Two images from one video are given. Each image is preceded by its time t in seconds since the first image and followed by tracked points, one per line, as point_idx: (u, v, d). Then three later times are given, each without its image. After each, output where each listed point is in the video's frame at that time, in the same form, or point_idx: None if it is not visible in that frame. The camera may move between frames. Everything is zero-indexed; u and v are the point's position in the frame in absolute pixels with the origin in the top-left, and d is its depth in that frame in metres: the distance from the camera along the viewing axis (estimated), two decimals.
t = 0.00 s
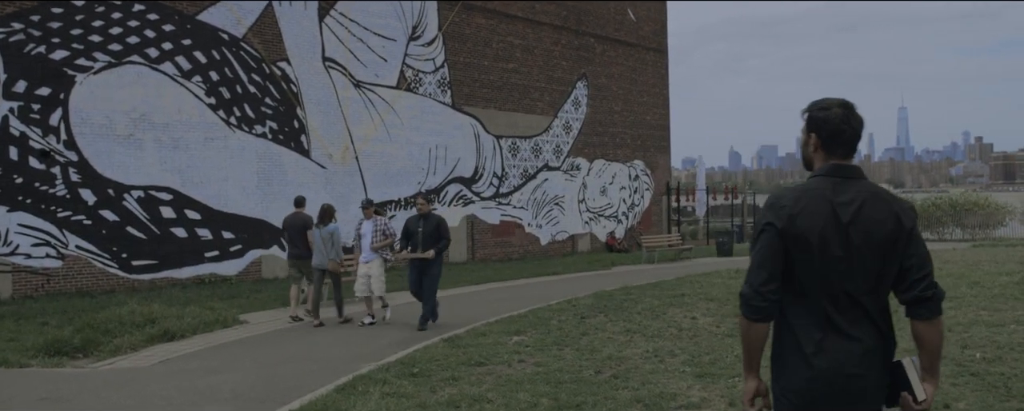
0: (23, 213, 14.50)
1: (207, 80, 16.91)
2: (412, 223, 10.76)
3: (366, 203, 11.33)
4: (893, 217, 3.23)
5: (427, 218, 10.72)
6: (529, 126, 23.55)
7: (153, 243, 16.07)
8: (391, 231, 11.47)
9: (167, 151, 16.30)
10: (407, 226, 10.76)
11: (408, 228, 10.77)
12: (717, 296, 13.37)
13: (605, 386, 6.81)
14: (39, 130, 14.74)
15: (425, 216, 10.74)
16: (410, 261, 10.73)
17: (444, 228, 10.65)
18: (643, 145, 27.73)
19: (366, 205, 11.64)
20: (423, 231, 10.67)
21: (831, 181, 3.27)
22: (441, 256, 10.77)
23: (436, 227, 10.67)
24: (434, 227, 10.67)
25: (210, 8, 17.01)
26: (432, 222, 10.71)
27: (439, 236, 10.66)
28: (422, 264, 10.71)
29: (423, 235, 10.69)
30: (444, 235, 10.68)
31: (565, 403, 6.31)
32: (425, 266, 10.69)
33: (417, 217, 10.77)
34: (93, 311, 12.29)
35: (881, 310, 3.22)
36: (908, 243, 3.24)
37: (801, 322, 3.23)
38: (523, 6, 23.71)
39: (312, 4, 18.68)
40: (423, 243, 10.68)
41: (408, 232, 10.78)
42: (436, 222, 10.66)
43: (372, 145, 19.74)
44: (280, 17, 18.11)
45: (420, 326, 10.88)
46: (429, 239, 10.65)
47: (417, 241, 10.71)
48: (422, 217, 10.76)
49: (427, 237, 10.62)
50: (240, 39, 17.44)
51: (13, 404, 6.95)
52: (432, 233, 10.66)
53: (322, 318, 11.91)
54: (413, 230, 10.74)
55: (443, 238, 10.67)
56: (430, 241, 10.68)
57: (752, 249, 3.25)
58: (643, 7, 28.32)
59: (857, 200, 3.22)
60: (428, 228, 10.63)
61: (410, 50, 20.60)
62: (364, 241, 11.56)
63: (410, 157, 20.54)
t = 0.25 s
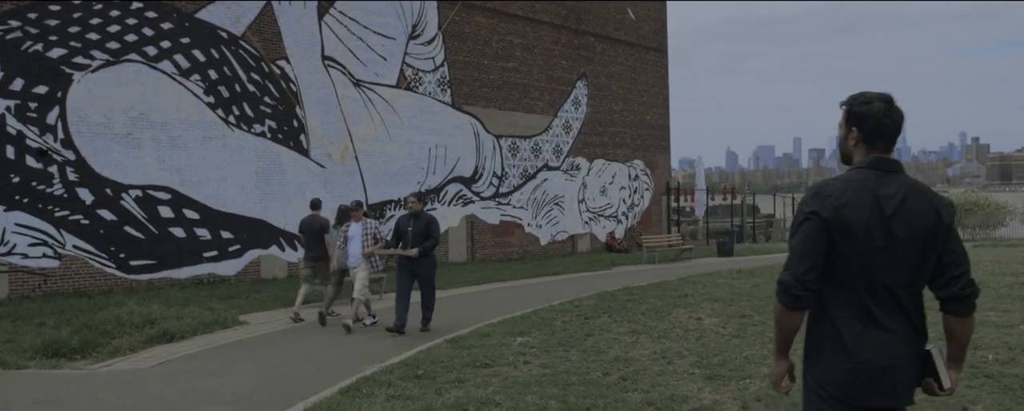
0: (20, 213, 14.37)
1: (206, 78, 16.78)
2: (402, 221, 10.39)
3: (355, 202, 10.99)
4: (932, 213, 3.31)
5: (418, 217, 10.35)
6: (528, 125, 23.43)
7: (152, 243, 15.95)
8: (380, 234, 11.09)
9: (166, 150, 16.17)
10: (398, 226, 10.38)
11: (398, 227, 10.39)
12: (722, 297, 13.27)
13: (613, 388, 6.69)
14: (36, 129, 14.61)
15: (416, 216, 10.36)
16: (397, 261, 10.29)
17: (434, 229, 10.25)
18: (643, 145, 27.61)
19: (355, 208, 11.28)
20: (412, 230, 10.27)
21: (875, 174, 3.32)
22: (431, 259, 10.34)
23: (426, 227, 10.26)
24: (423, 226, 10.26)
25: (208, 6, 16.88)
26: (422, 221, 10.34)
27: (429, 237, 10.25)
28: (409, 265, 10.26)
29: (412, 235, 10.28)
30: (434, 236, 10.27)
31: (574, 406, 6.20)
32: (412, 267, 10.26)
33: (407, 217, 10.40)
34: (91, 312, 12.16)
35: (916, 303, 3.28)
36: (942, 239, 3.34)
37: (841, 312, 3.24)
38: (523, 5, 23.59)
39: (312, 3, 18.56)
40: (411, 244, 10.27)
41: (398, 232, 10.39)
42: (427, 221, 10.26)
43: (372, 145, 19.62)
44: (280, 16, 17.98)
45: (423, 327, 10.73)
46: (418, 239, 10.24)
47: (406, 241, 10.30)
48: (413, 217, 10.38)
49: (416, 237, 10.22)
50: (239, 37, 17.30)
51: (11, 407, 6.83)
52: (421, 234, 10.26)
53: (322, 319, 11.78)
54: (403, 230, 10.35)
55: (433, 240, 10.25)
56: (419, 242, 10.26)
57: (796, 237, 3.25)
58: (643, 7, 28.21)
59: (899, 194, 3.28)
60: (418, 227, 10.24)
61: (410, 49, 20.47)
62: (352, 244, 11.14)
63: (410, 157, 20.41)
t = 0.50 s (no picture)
0: (20, 212, 14.25)
1: (207, 77, 16.66)
2: (392, 222, 10.22)
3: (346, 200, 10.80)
4: (968, 208, 3.28)
5: (407, 218, 10.19)
6: (530, 125, 23.31)
7: (152, 242, 15.84)
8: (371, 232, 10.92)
9: (167, 149, 16.06)
10: (387, 227, 10.21)
11: (387, 229, 10.22)
12: (727, 297, 13.17)
13: (624, 390, 6.57)
14: (36, 127, 14.50)
15: (406, 216, 10.21)
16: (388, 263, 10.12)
17: (425, 230, 10.11)
18: (645, 144, 27.51)
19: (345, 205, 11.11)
20: (402, 232, 10.11)
21: (917, 168, 3.24)
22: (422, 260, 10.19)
23: (416, 227, 10.10)
24: (414, 227, 10.10)
25: (209, 4, 16.76)
26: (412, 221, 10.16)
27: (420, 238, 10.10)
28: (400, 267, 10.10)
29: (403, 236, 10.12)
30: (424, 237, 10.13)
31: (586, 407, 6.08)
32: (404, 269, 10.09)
33: (397, 217, 10.23)
34: (92, 312, 12.04)
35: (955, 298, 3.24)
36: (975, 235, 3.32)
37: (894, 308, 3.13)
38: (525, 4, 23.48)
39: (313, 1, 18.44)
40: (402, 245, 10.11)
41: (387, 233, 10.22)
42: (417, 222, 10.11)
43: (373, 144, 19.50)
44: (281, 14, 17.87)
45: (428, 327, 10.62)
46: (409, 241, 10.08)
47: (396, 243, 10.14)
48: (403, 217, 10.22)
49: (407, 239, 10.06)
50: (240, 36, 17.19)
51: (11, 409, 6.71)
52: (412, 235, 10.10)
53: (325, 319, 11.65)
54: (393, 231, 10.17)
55: (424, 240, 10.11)
56: (410, 243, 10.10)
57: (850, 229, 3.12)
58: (645, 6, 28.10)
59: (942, 188, 3.22)
60: (408, 228, 10.08)
61: (411, 48, 20.36)
62: (341, 243, 10.94)
63: (411, 156, 20.29)
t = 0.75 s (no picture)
0: (22, 210, 14.15)
1: (209, 74, 16.56)
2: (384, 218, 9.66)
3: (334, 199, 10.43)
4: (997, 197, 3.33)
5: (400, 212, 9.63)
6: (534, 124, 23.21)
7: (155, 241, 15.74)
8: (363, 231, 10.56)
9: (169, 147, 15.95)
10: (379, 224, 9.63)
11: (380, 225, 9.65)
12: (735, 296, 13.06)
13: (638, 389, 6.46)
14: (37, 125, 14.40)
15: (399, 211, 9.64)
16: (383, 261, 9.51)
17: (420, 224, 9.53)
18: (648, 143, 27.40)
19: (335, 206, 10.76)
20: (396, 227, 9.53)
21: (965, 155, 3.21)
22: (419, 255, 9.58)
23: (411, 222, 9.54)
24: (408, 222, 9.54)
25: (212, 1, 16.65)
26: (405, 216, 9.61)
27: (416, 232, 9.52)
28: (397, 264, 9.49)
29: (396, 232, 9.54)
30: (421, 231, 9.54)
31: (600, 407, 5.98)
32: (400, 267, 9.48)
33: (388, 213, 9.67)
34: (95, 311, 11.93)
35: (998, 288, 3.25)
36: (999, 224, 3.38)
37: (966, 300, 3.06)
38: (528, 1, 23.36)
39: None
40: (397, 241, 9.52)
41: (380, 230, 9.64)
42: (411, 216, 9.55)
43: (376, 142, 19.38)
44: (284, 11, 17.76)
45: (434, 325, 10.51)
46: (404, 236, 9.50)
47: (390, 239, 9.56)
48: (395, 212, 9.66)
49: (401, 234, 9.47)
50: (243, 33, 17.09)
51: (14, 408, 6.60)
52: (407, 230, 9.52)
53: (330, 318, 11.55)
54: (386, 227, 9.59)
55: (421, 235, 9.52)
56: (406, 238, 9.52)
57: (928, 219, 3.00)
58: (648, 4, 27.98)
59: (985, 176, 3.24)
60: (402, 223, 9.50)
61: (414, 46, 20.25)
62: (332, 244, 10.61)
63: (414, 155, 20.18)
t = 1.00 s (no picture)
0: (24, 209, 14.04)
1: (212, 72, 16.45)
2: (378, 219, 9.37)
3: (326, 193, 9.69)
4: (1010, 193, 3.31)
5: (395, 214, 9.33)
6: (538, 123, 23.09)
7: (157, 240, 15.63)
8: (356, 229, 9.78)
9: (172, 145, 15.84)
10: (374, 226, 9.35)
11: (374, 226, 9.36)
12: (743, 295, 12.95)
13: (654, 389, 6.36)
14: (40, 123, 14.29)
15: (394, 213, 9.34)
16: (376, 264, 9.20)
17: (416, 228, 9.25)
18: (652, 142, 27.29)
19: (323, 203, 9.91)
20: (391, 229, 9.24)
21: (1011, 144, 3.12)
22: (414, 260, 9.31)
23: (407, 224, 9.25)
24: (404, 224, 9.25)
25: None
26: (400, 218, 9.28)
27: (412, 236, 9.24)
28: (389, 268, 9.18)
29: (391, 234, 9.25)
30: (417, 235, 9.27)
31: (617, 408, 5.87)
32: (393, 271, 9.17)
33: (384, 215, 9.35)
34: (98, 310, 11.82)
35: None
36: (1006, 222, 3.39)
37: None
38: None
39: None
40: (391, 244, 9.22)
41: (374, 232, 9.35)
42: (407, 218, 9.25)
43: (380, 140, 19.28)
44: (287, 9, 17.64)
45: (442, 324, 10.39)
46: (398, 240, 9.21)
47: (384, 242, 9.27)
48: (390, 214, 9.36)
49: (396, 237, 9.18)
50: (247, 31, 16.98)
51: (19, 408, 6.49)
52: (402, 233, 9.24)
53: (336, 318, 11.43)
54: (381, 228, 9.31)
55: (417, 239, 9.25)
56: (401, 242, 9.23)
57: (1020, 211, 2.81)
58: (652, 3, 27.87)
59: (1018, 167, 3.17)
60: (397, 225, 9.22)
61: (418, 44, 20.13)
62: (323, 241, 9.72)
63: (418, 154, 20.07)
